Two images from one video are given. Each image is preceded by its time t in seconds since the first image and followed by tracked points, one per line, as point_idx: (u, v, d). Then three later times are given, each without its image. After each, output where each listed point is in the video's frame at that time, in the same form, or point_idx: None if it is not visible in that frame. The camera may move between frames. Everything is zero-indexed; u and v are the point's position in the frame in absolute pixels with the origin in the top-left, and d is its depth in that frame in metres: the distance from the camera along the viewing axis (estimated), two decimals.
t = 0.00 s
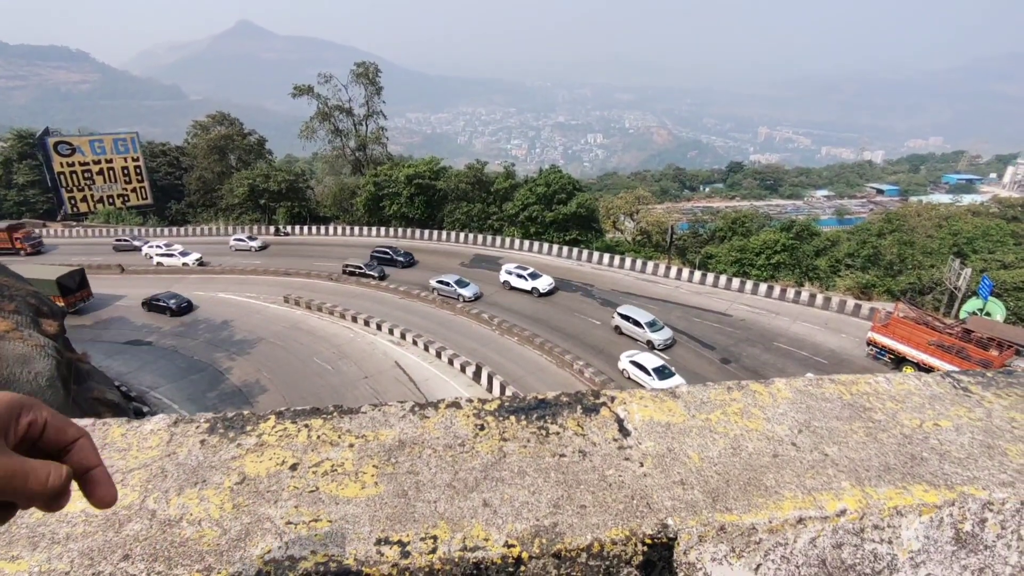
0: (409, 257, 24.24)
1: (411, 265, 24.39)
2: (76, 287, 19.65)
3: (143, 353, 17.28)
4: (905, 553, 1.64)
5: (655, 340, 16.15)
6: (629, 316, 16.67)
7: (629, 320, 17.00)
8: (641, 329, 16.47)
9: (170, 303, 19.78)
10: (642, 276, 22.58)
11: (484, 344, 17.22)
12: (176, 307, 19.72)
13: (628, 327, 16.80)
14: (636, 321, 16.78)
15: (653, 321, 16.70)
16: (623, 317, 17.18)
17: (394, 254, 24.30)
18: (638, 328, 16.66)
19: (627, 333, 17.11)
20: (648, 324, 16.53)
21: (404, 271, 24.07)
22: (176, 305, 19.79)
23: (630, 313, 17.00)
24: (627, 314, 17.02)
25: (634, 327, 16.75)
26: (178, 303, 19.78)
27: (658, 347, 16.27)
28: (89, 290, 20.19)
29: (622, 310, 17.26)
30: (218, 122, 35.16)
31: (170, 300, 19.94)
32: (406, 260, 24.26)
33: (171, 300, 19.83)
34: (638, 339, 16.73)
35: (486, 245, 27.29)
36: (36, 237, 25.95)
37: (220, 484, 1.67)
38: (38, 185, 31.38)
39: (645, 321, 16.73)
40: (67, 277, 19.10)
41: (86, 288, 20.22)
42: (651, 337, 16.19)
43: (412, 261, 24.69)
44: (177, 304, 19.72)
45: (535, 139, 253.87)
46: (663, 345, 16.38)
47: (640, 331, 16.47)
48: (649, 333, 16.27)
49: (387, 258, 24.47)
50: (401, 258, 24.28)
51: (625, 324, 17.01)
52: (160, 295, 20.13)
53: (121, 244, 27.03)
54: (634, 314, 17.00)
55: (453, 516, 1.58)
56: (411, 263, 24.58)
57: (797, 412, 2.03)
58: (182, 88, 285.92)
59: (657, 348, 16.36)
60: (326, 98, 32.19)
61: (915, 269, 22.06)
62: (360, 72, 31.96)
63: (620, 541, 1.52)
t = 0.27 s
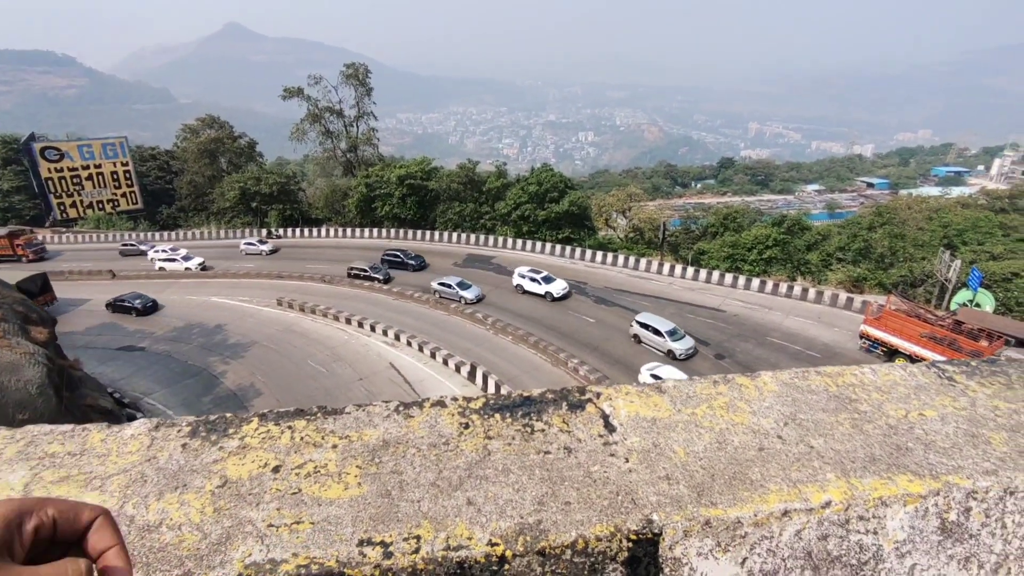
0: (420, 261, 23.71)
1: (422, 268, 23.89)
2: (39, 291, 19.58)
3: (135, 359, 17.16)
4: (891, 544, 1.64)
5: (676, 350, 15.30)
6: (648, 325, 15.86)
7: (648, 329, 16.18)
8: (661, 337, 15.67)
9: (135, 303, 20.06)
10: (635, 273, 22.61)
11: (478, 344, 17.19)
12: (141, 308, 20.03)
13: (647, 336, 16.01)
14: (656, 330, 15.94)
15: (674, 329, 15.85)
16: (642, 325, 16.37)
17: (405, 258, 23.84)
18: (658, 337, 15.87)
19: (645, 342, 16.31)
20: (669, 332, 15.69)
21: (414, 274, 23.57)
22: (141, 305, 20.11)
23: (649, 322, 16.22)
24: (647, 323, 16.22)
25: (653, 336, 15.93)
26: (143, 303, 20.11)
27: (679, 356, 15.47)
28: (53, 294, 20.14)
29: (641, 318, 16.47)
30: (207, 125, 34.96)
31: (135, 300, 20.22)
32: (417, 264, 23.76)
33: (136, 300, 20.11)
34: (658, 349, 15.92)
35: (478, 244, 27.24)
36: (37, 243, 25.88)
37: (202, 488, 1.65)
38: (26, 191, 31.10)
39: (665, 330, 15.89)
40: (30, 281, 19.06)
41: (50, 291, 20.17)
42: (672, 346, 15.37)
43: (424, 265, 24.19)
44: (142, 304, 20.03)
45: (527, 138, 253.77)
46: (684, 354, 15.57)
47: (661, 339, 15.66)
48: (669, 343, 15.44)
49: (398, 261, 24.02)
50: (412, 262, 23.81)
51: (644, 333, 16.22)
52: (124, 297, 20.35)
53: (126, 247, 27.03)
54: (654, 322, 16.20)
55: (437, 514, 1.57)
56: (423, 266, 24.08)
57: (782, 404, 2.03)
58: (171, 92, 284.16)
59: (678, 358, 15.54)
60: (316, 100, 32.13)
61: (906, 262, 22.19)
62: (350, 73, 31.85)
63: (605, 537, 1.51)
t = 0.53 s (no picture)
0: (416, 265, 23.07)
1: (419, 272, 23.28)
2: None
3: (109, 368, 16.83)
4: (859, 539, 1.68)
5: (682, 359, 14.70)
6: (653, 333, 15.22)
7: (654, 337, 15.54)
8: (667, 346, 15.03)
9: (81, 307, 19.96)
10: (615, 271, 22.74)
11: (460, 345, 17.13)
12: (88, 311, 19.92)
13: (653, 344, 15.38)
14: (661, 338, 15.30)
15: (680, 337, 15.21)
16: (646, 332, 15.74)
17: (402, 262, 23.25)
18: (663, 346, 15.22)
19: (650, 350, 15.67)
20: (675, 341, 15.08)
21: (411, 278, 22.94)
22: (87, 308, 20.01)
23: (654, 330, 15.59)
24: (652, 331, 15.59)
25: (659, 345, 15.30)
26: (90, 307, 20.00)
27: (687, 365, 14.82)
28: None
29: (646, 326, 15.83)
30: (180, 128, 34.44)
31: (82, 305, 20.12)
32: (414, 267, 23.10)
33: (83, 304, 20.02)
34: (664, 358, 15.30)
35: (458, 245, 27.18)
36: (17, 251, 25.32)
37: (171, 505, 1.63)
38: None
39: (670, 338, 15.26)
40: None
41: None
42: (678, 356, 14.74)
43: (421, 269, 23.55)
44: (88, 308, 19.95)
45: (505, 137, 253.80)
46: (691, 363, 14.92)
47: (666, 348, 15.05)
48: (676, 352, 14.80)
49: (394, 266, 23.46)
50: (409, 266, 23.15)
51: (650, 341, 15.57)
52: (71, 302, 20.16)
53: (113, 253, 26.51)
54: (660, 330, 15.58)
55: (411, 525, 1.57)
56: (420, 271, 23.46)
57: (754, 404, 2.06)
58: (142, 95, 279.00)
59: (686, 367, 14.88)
60: (292, 102, 32.00)
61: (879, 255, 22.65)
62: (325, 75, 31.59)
63: (580, 542, 1.52)
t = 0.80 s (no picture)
0: (419, 275, 22.52)
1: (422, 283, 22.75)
2: None
3: (85, 386, 16.49)
4: (839, 546, 1.71)
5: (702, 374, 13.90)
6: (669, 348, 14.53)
7: (671, 353, 14.77)
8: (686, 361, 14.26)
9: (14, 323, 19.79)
10: (597, 274, 22.85)
11: (444, 352, 17.07)
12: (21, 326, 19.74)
13: (671, 361, 14.57)
14: (679, 353, 14.54)
15: (699, 352, 14.47)
16: (661, 348, 15.03)
17: (405, 272, 22.72)
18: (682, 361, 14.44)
19: (666, 366, 14.94)
20: (693, 356, 14.34)
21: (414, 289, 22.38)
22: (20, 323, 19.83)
23: (671, 345, 14.85)
24: (668, 346, 14.85)
25: (677, 361, 14.51)
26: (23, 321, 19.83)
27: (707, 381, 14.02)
28: None
29: (662, 342, 15.07)
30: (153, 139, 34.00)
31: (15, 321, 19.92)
32: (418, 278, 22.61)
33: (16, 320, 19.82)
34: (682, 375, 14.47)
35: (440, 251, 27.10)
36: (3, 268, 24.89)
37: (154, 540, 1.61)
38: None
39: (688, 353, 14.55)
40: None
41: None
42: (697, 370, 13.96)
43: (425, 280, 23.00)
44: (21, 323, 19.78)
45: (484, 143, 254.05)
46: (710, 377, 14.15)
47: (684, 364, 14.30)
48: (696, 368, 14.03)
49: (397, 276, 22.91)
50: (413, 276, 22.63)
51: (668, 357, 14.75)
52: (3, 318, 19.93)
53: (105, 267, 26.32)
54: (676, 344, 14.84)
55: (398, 550, 1.57)
56: (423, 281, 22.93)
57: (735, 415, 2.09)
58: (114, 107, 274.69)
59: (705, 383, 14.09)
60: (268, 111, 31.63)
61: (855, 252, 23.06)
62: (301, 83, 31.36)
63: (566, 562, 1.53)
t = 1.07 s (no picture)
0: (425, 284, 21.89)
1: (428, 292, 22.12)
2: None
3: (65, 401, 16.15)
4: (843, 551, 1.69)
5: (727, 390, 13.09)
6: (691, 364, 13.70)
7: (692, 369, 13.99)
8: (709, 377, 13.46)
9: None
10: (583, 278, 22.88)
11: (432, 359, 16.97)
12: None
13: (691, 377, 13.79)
14: (701, 369, 13.76)
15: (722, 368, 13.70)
16: (682, 363, 14.25)
17: (411, 281, 22.10)
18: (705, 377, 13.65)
19: (688, 383, 14.14)
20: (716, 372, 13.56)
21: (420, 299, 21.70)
22: None
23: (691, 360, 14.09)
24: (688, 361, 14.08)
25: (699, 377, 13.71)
26: None
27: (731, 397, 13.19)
28: None
29: (682, 356, 14.30)
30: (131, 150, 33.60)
31: None
32: (424, 288, 22.02)
33: None
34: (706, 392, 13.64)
35: (425, 258, 26.98)
36: None
37: (138, 567, 1.55)
38: None
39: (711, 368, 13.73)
40: None
41: None
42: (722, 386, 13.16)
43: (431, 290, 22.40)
44: None
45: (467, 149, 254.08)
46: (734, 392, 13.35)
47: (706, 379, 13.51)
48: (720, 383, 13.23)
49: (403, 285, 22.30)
50: (419, 286, 22.04)
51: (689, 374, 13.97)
52: None
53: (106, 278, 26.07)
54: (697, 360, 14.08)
55: (395, 570, 1.52)
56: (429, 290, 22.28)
57: (733, 420, 2.07)
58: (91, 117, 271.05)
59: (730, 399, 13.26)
60: (249, 120, 31.29)
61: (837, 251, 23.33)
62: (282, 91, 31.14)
63: None
